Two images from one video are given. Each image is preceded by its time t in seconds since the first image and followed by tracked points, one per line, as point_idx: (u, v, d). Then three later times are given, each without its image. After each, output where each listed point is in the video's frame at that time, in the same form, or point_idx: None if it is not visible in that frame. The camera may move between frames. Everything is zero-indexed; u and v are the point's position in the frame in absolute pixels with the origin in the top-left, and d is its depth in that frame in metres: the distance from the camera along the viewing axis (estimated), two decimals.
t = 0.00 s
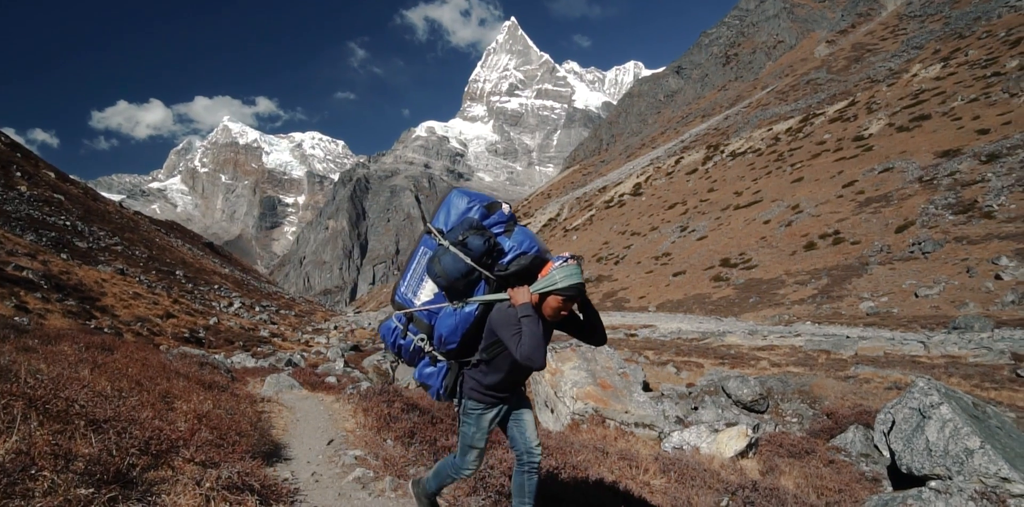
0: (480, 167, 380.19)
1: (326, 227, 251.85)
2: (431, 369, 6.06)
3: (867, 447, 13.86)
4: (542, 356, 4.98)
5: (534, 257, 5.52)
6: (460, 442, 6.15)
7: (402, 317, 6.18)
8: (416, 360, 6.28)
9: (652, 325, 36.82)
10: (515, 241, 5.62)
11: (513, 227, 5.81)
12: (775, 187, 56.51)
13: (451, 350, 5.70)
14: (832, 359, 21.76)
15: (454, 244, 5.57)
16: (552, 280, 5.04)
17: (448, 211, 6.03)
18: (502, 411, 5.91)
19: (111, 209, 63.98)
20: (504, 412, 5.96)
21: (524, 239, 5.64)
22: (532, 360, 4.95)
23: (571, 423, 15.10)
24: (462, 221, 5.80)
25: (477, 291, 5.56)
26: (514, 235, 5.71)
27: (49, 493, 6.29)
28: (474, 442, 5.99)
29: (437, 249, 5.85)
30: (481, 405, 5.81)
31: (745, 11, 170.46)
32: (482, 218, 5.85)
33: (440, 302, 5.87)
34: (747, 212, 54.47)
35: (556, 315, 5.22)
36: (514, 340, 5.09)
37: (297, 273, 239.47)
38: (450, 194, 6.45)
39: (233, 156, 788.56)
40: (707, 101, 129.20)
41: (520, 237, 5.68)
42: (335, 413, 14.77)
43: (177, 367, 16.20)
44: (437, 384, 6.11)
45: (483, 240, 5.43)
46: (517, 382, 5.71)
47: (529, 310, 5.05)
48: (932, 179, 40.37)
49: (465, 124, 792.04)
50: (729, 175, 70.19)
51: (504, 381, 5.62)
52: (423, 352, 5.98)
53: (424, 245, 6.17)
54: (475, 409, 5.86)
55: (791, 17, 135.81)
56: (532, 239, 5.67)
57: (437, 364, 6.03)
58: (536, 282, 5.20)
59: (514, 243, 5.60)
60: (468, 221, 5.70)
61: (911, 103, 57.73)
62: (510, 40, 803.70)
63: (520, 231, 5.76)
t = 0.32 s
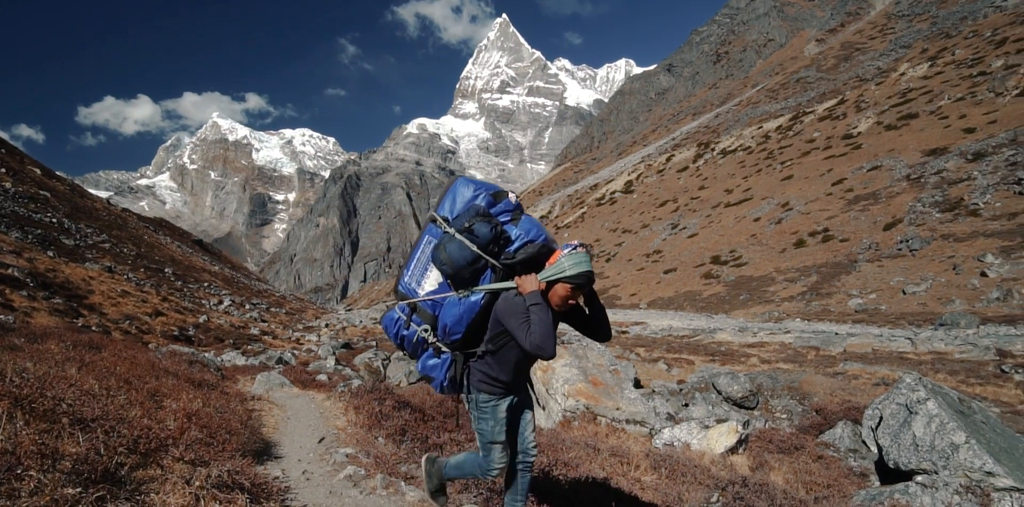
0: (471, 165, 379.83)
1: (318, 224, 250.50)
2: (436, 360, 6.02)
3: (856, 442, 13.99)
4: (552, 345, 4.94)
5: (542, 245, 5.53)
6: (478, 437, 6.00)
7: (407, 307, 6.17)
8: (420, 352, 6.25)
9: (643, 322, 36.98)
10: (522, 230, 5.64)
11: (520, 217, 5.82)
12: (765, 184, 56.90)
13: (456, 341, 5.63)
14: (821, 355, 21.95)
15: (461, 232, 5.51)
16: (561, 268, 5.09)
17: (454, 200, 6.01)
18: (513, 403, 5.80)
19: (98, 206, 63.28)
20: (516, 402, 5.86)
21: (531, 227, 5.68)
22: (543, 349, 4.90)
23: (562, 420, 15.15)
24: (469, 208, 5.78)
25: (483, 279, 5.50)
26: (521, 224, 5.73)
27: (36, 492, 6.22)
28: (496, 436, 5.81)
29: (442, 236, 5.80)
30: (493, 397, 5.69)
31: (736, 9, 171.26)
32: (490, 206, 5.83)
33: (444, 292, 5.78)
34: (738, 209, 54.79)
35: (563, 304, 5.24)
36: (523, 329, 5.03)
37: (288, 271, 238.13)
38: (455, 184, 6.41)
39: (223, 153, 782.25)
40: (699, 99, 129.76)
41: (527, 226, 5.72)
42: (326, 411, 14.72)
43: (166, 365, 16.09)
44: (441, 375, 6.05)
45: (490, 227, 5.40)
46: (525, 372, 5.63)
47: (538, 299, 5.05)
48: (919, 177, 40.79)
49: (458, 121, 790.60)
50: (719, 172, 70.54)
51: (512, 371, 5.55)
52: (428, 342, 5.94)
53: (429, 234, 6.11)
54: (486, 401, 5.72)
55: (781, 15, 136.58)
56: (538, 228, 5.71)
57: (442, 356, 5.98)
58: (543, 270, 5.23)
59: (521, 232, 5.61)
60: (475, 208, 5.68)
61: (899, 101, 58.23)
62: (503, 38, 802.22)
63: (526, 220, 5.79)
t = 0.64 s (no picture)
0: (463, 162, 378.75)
1: (309, 221, 248.92)
2: (439, 355, 5.88)
3: (844, 438, 14.16)
4: (559, 335, 4.91)
5: (549, 235, 5.49)
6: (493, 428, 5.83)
7: (410, 300, 6.05)
8: (423, 345, 6.10)
9: (634, 320, 37.11)
10: (529, 220, 5.58)
11: (526, 206, 5.75)
12: (756, 182, 57.23)
13: (462, 332, 5.53)
14: (811, 352, 22.16)
15: (466, 222, 5.45)
16: (569, 256, 5.08)
17: (459, 189, 5.96)
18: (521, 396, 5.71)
19: (85, 203, 62.50)
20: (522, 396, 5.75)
21: (538, 218, 5.61)
22: (550, 339, 4.87)
23: (555, 417, 15.19)
24: (474, 198, 5.72)
25: (489, 271, 5.43)
26: (528, 214, 5.68)
27: (23, 493, 6.15)
28: (514, 421, 5.63)
29: (447, 227, 5.72)
30: (499, 390, 5.60)
31: (728, 7, 171.83)
32: (496, 196, 5.78)
33: (449, 284, 5.71)
34: (729, 207, 55.09)
35: (571, 294, 5.21)
36: (529, 319, 5.01)
37: (279, 268, 236.59)
38: (460, 172, 6.35)
39: (213, 149, 774.76)
40: (690, 97, 130.24)
41: (534, 216, 5.65)
42: (318, 409, 14.66)
43: (155, 364, 15.95)
44: (445, 369, 5.90)
45: (497, 217, 5.34)
46: (533, 361, 5.53)
47: (546, 288, 5.00)
48: (907, 176, 41.21)
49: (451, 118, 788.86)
50: (711, 170, 70.87)
51: (520, 363, 5.48)
52: (432, 335, 5.82)
53: (433, 225, 6.05)
54: (493, 392, 5.62)
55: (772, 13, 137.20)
56: (545, 218, 5.66)
57: (446, 349, 5.81)
58: (550, 260, 5.21)
59: (528, 222, 5.55)
60: (482, 197, 5.62)
61: (888, 100, 58.70)
62: (496, 35, 800.86)
63: (533, 209, 5.74)
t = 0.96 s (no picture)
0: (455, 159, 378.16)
1: (300, 218, 247.37)
2: (444, 353, 5.76)
3: (833, 434, 14.27)
4: (567, 333, 4.86)
5: (557, 231, 5.44)
6: (503, 420, 5.75)
7: (413, 297, 5.89)
8: (427, 344, 5.99)
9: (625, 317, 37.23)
10: (536, 216, 5.53)
11: (533, 203, 5.72)
12: (746, 181, 57.54)
13: (467, 331, 5.42)
14: (800, 349, 22.35)
15: (472, 217, 5.32)
16: (577, 251, 5.07)
17: (464, 184, 5.86)
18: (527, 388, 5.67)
19: (72, 200, 61.75)
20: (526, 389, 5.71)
21: (546, 213, 5.56)
22: (558, 336, 4.83)
23: (547, 413, 15.27)
24: (481, 193, 5.63)
25: (496, 268, 5.31)
26: (535, 210, 5.61)
27: (9, 492, 6.10)
28: (524, 409, 5.58)
29: (452, 222, 5.61)
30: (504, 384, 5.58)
31: (720, 6, 172.46)
32: (502, 191, 5.72)
33: (454, 281, 5.56)
34: (719, 205, 55.38)
35: (580, 290, 5.22)
36: (537, 317, 4.94)
37: (269, 266, 235.05)
38: (464, 166, 6.24)
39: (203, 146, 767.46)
40: (681, 94, 130.67)
41: (541, 212, 5.59)
42: (309, 407, 14.59)
43: (144, 361, 15.83)
44: (450, 368, 5.79)
45: (504, 213, 5.25)
46: (542, 354, 5.48)
47: (554, 285, 4.98)
48: (895, 174, 41.66)
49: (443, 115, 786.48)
50: (702, 168, 71.19)
51: (526, 359, 5.45)
52: (435, 333, 5.68)
53: (438, 220, 5.91)
54: (500, 386, 5.60)
55: (763, 12, 137.77)
56: (553, 214, 5.61)
57: (451, 347, 5.71)
58: (559, 255, 5.17)
59: (536, 218, 5.50)
60: (488, 192, 5.54)
61: (876, 100, 59.19)
62: (488, 32, 799.73)
63: (540, 205, 5.69)
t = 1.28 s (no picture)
0: (447, 156, 377.11)
1: (290, 216, 245.79)
2: (450, 357, 5.62)
3: (821, 430, 14.40)
4: (577, 337, 4.68)
5: (566, 232, 5.31)
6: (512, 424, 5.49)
7: (419, 300, 5.79)
8: (432, 348, 5.85)
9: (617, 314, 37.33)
10: (544, 217, 5.37)
11: (541, 203, 5.56)
12: (737, 179, 57.87)
13: (475, 335, 5.30)
14: (789, 346, 22.55)
15: (480, 218, 5.22)
16: (588, 252, 4.94)
17: (470, 185, 5.75)
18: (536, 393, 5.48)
19: (58, 197, 60.96)
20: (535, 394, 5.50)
21: (554, 214, 5.42)
22: (567, 341, 4.65)
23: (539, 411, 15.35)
24: (487, 194, 5.51)
25: (503, 270, 5.23)
26: (543, 210, 5.46)
27: None
28: (532, 409, 5.32)
29: (459, 224, 5.51)
30: (513, 388, 5.38)
31: (712, 5, 173.23)
32: (509, 191, 5.58)
33: (460, 283, 5.48)
34: (710, 203, 55.67)
35: (590, 292, 5.07)
36: (547, 320, 4.79)
37: (260, 263, 233.37)
38: (470, 165, 6.12)
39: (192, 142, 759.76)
40: (673, 93, 131.20)
41: (549, 213, 5.45)
42: (299, 405, 14.53)
43: (132, 360, 15.68)
44: (456, 373, 5.64)
45: (512, 214, 5.12)
46: (548, 354, 5.32)
47: (563, 287, 4.82)
48: (883, 173, 42.12)
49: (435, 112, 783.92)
50: (692, 166, 71.56)
51: (535, 360, 5.31)
52: (441, 337, 5.58)
53: (443, 221, 5.80)
54: (507, 387, 5.38)
55: (754, 11, 138.44)
56: (561, 215, 5.48)
57: (457, 351, 5.57)
58: (568, 257, 5.04)
59: (544, 219, 5.34)
60: (495, 193, 5.42)
61: (864, 99, 59.74)
62: (481, 29, 797.98)
63: (548, 205, 5.54)
